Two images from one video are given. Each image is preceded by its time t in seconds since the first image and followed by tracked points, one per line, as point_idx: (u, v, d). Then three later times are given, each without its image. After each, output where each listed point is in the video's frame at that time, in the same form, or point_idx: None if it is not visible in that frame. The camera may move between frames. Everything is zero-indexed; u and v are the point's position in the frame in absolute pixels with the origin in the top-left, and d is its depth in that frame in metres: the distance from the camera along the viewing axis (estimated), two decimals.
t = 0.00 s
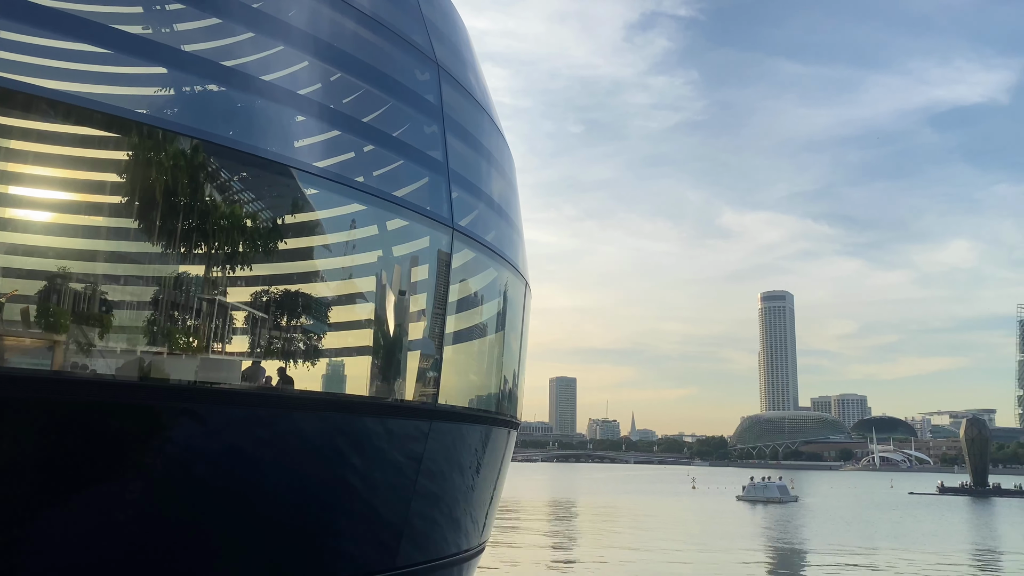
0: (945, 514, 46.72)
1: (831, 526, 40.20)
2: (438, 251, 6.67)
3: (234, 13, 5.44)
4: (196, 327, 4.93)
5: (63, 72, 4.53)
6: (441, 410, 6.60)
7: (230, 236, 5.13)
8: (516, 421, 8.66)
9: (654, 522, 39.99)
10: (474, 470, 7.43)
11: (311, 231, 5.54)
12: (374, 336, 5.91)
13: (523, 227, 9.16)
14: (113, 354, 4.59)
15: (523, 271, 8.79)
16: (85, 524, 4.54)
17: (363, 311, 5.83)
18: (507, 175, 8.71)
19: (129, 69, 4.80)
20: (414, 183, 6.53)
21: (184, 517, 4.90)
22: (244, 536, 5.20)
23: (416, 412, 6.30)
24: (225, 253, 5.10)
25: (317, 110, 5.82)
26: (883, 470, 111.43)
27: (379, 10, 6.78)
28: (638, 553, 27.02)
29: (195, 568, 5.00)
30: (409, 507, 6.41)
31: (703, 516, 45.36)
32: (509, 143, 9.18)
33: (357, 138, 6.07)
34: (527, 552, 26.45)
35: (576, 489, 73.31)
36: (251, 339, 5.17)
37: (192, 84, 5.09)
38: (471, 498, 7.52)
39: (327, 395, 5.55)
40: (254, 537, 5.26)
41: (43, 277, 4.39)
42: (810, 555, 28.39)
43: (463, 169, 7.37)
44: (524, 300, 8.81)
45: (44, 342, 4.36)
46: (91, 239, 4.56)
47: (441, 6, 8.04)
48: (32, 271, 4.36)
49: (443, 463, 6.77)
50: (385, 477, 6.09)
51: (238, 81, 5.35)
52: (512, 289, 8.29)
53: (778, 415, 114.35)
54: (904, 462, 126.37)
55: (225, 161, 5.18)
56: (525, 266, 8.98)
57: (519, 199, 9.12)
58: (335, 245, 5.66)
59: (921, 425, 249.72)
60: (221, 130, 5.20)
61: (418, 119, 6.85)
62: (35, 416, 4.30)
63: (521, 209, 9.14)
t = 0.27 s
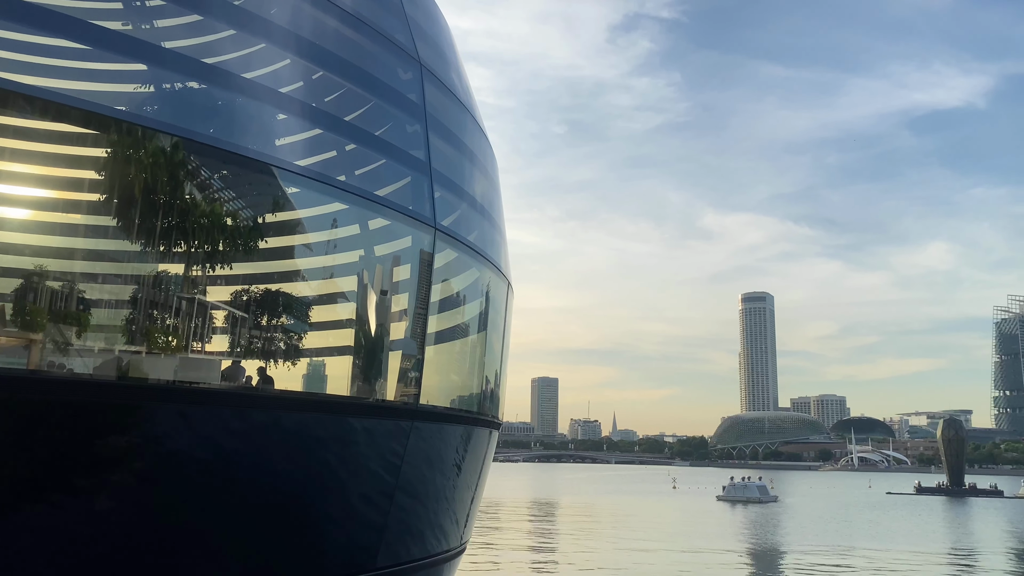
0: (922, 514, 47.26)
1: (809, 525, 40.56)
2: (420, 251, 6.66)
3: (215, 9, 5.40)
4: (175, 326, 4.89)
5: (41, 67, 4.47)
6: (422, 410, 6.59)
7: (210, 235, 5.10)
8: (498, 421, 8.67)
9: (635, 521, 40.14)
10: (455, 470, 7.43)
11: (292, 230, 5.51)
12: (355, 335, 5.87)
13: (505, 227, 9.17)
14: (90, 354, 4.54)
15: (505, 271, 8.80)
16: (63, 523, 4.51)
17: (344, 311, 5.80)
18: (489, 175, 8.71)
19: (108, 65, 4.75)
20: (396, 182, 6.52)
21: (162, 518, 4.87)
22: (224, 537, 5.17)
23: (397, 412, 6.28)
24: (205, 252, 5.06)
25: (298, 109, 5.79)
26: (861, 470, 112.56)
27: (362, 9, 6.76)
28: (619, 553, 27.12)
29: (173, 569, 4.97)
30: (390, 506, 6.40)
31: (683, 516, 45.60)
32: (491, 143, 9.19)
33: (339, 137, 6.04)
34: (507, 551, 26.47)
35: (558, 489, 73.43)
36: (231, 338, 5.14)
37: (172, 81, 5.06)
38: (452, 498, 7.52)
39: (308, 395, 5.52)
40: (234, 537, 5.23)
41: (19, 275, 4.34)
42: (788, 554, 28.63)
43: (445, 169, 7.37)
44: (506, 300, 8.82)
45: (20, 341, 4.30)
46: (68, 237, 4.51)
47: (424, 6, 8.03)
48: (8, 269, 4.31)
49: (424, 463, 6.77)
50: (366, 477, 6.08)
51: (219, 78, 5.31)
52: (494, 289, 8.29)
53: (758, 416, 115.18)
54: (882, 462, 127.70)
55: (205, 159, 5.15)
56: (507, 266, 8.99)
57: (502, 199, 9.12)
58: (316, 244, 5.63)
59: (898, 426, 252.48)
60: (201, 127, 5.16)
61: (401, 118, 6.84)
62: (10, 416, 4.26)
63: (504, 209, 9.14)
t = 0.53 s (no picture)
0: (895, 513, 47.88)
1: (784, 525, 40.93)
2: (399, 251, 6.65)
3: (193, 6, 5.36)
4: (151, 325, 4.85)
5: (15, 62, 4.42)
6: (400, 411, 6.57)
7: (187, 233, 5.07)
8: (476, 421, 8.67)
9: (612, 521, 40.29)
10: (433, 470, 7.42)
11: (269, 229, 5.47)
12: (332, 335, 5.84)
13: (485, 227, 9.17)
14: (64, 352, 4.49)
15: (484, 271, 8.80)
16: (35, 522, 4.47)
17: (322, 310, 5.76)
18: (469, 175, 8.71)
19: (83, 61, 4.70)
20: (375, 181, 6.50)
21: (135, 518, 4.82)
22: (200, 538, 5.14)
23: (375, 412, 6.26)
24: (181, 250, 5.03)
25: (277, 107, 5.76)
26: (835, 470, 113.80)
27: (342, 7, 6.74)
28: (596, 552, 27.22)
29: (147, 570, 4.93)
30: (367, 507, 6.38)
31: (660, 515, 45.85)
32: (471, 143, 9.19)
33: (317, 136, 6.02)
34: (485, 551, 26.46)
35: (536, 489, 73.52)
36: (207, 337, 5.10)
37: (148, 77, 5.01)
38: (430, 498, 7.51)
39: (285, 395, 5.50)
40: (209, 538, 5.20)
41: None
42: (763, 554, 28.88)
43: (425, 168, 7.36)
44: (485, 300, 8.82)
45: None
46: (42, 234, 4.45)
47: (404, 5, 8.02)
48: None
49: (402, 463, 6.76)
50: (344, 477, 6.06)
51: (196, 75, 5.27)
52: (473, 289, 8.29)
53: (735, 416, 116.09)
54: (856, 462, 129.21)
55: (182, 156, 5.11)
56: (486, 267, 8.99)
57: (481, 199, 9.13)
58: (294, 243, 5.59)
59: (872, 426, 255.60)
60: (178, 125, 5.12)
61: (380, 117, 6.82)
62: None
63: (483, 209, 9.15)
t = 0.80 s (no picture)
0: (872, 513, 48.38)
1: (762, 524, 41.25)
2: (380, 250, 6.63)
3: (173, 2, 5.32)
4: (129, 324, 4.81)
5: None
6: (381, 411, 6.55)
7: (166, 232, 5.03)
8: (457, 421, 8.67)
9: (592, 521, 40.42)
10: (414, 470, 7.42)
11: (250, 227, 5.44)
12: (313, 334, 5.79)
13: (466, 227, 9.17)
14: (39, 351, 4.45)
15: (466, 271, 8.80)
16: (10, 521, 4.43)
17: (302, 310, 5.72)
18: (451, 175, 8.70)
19: (61, 56, 4.64)
20: (356, 180, 6.48)
21: (111, 519, 4.79)
22: (177, 538, 5.11)
23: (356, 412, 6.24)
24: (160, 248, 4.99)
25: (258, 104, 5.73)
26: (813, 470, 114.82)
27: (323, 5, 6.71)
28: (575, 552, 27.30)
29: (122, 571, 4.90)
30: (347, 507, 6.37)
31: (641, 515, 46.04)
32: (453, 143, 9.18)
33: (298, 134, 5.99)
34: (465, 551, 26.47)
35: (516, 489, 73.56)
36: (186, 336, 5.07)
37: (127, 74, 4.97)
38: (410, 498, 7.50)
39: (264, 395, 5.47)
40: (186, 538, 5.17)
41: None
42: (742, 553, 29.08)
43: (407, 168, 7.35)
44: (467, 300, 8.82)
45: None
46: (18, 231, 4.42)
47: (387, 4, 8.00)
48: None
49: (382, 463, 6.74)
50: (324, 476, 6.04)
51: (176, 72, 5.23)
52: (455, 289, 8.29)
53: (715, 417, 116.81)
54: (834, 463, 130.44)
55: (161, 154, 5.07)
56: (468, 266, 8.99)
57: (463, 198, 9.12)
58: (274, 242, 5.56)
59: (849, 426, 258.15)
60: (157, 122, 5.08)
61: (362, 116, 6.81)
62: None
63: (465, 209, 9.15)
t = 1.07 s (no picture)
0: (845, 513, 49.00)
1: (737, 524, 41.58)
2: (358, 249, 6.60)
3: None
4: (102, 323, 4.75)
5: None
6: (358, 411, 6.52)
7: (141, 230, 4.99)
8: (435, 422, 8.65)
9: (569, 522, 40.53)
10: (391, 471, 7.40)
11: (226, 225, 5.40)
12: (289, 334, 5.75)
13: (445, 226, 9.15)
14: (10, 350, 4.38)
15: (445, 271, 8.78)
16: None
17: (279, 309, 5.69)
18: (430, 175, 8.69)
19: (35, 51, 4.57)
20: (334, 179, 6.45)
21: (84, 519, 4.77)
22: (149, 540, 5.06)
23: (334, 412, 6.20)
24: (134, 247, 4.95)
25: (235, 102, 5.69)
26: (788, 471, 115.89)
27: (302, 3, 6.68)
28: (552, 552, 27.37)
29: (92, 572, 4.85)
30: (324, 507, 6.34)
31: (618, 516, 46.24)
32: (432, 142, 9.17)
33: (277, 132, 5.96)
34: (441, 552, 26.45)
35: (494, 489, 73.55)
36: (161, 335, 5.02)
37: (102, 70, 4.91)
38: (387, 499, 7.48)
39: (241, 395, 5.42)
40: (159, 540, 5.12)
41: None
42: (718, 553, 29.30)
43: (386, 167, 7.32)
44: (446, 300, 8.81)
45: None
46: None
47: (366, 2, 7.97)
48: None
49: (360, 463, 6.72)
50: (301, 477, 6.01)
51: (152, 69, 5.18)
52: (433, 288, 8.27)
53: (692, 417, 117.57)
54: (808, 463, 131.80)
55: (136, 150, 5.02)
56: (447, 266, 8.98)
57: (442, 198, 9.10)
58: (251, 241, 5.53)
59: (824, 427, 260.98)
60: (133, 118, 5.03)
61: (341, 115, 6.78)
62: None
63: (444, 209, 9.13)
